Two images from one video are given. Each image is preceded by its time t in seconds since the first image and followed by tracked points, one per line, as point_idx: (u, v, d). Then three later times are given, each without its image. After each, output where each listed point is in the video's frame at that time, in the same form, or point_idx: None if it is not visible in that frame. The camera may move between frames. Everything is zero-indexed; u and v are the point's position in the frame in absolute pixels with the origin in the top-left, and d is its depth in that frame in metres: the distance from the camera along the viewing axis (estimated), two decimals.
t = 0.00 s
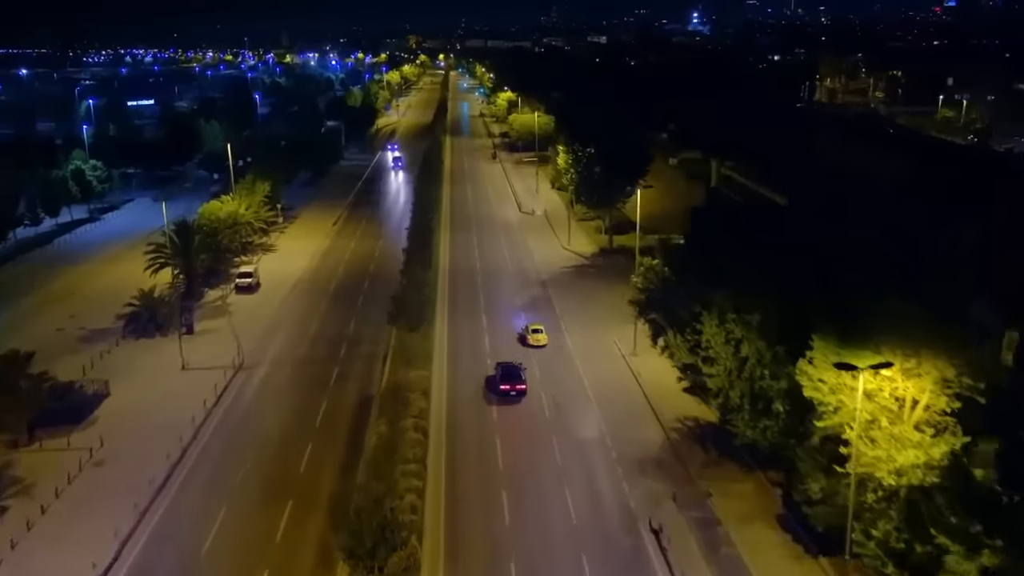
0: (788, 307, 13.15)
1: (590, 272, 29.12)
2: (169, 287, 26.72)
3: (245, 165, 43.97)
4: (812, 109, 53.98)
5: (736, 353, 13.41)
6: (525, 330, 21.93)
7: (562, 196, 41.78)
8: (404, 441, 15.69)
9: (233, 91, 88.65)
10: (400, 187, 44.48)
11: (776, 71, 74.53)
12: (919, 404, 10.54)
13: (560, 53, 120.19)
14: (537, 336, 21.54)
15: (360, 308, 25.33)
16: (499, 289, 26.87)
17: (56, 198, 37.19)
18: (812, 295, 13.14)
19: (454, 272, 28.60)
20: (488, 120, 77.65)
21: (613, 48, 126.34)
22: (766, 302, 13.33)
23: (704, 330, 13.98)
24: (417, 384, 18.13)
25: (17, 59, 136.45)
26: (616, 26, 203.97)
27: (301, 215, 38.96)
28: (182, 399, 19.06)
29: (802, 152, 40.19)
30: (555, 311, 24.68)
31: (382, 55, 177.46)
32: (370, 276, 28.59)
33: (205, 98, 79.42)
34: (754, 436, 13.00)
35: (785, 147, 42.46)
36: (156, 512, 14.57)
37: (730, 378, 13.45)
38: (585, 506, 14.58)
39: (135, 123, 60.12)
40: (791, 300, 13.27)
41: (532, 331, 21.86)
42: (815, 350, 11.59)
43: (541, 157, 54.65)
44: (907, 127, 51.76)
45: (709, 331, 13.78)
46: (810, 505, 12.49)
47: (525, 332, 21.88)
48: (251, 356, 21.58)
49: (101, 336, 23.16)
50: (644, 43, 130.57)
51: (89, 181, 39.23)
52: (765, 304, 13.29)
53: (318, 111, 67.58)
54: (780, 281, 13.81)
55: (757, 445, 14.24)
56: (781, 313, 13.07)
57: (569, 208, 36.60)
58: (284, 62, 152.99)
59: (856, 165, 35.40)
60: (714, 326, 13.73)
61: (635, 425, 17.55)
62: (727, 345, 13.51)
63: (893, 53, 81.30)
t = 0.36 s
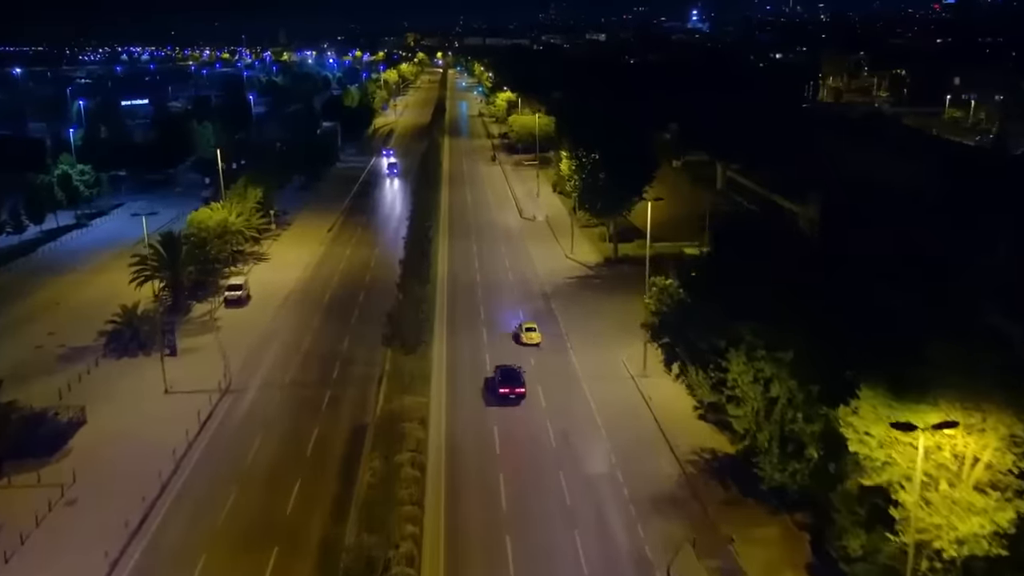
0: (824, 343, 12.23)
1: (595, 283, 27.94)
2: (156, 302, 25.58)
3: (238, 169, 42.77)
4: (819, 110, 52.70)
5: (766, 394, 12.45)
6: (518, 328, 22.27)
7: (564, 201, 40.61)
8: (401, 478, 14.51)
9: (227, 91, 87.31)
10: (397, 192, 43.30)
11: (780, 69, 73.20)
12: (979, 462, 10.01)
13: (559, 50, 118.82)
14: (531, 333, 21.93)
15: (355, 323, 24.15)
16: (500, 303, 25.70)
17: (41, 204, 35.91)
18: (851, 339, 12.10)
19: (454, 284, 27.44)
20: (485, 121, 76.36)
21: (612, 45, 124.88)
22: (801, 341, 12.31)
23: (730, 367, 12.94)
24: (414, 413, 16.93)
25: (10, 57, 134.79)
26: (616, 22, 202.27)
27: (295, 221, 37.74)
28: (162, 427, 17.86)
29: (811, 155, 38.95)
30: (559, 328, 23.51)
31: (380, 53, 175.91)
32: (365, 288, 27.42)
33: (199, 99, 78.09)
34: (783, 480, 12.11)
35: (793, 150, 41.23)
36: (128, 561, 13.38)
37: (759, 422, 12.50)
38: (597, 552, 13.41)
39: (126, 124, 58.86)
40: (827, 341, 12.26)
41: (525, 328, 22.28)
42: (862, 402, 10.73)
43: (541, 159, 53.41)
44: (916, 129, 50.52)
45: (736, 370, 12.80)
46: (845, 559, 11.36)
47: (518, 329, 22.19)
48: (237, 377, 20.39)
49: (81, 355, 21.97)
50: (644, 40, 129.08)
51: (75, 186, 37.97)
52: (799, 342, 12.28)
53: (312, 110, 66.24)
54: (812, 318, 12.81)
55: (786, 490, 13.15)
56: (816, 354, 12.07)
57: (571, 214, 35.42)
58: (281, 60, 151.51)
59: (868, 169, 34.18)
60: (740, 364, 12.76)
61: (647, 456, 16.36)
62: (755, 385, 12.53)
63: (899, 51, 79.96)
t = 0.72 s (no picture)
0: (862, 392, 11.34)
1: (599, 296, 26.69)
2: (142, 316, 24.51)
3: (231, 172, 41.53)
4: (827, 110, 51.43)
5: (802, 443, 11.31)
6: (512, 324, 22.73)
7: (567, 206, 39.36)
8: (395, 523, 13.39)
9: (221, 89, 85.89)
10: (393, 196, 42.06)
11: (784, 67, 71.87)
12: None
13: (558, 48, 117.41)
14: (526, 329, 22.35)
15: (349, 342, 22.99)
16: (501, 316, 24.52)
17: (26, 210, 34.78)
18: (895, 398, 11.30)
19: (453, 298, 26.25)
20: (485, 120, 75.08)
21: (613, 42, 123.39)
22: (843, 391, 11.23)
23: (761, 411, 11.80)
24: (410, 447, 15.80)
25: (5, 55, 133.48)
26: (616, 18, 200.59)
27: (289, 226, 36.52)
28: (141, 463, 16.75)
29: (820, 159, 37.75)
30: (564, 346, 22.28)
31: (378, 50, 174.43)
32: (361, 302, 26.26)
33: (192, 98, 76.71)
34: (819, 534, 11.18)
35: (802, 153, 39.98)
36: None
37: (793, 472, 11.39)
38: None
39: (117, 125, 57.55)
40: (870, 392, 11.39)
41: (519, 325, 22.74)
42: (924, 467, 9.67)
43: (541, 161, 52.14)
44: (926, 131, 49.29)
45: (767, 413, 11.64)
46: None
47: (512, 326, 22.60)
48: (223, 402, 19.29)
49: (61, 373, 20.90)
50: (644, 37, 127.68)
51: (61, 191, 36.84)
52: (842, 394, 11.20)
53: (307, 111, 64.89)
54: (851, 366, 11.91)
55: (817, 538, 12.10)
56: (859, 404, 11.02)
57: (574, 220, 34.17)
58: (278, 57, 150.09)
59: (883, 174, 32.95)
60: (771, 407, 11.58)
61: (661, 495, 15.21)
62: (788, 431, 11.42)
63: (905, 48, 78.57)
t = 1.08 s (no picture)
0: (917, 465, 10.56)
1: (605, 308, 25.46)
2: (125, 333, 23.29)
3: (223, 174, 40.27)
4: (834, 108, 50.14)
5: (846, 505, 10.32)
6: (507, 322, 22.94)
7: (569, 210, 38.10)
8: None
9: (215, 87, 84.44)
10: (390, 201, 40.79)
11: (788, 64, 70.53)
12: None
13: (557, 44, 115.95)
14: (520, 328, 22.51)
15: (342, 360, 21.78)
16: (502, 328, 23.35)
17: (8, 216, 33.52)
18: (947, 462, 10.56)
19: (452, 311, 25.04)
20: (483, 118, 73.71)
21: (613, 38, 121.83)
22: (892, 451, 10.57)
23: (800, 466, 10.78)
24: (406, 488, 14.57)
25: None
26: (615, 12, 198.94)
27: (282, 232, 35.24)
28: (115, 500, 15.53)
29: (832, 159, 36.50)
30: (569, 364, 21.08)
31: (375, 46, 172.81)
32: (355, 316, 25.05)
33: (185, 96, 75.26)
34: None
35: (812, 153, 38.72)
36: None
37: (834, 534, 10.38)
38: None
39: (108, 125, 56.20)
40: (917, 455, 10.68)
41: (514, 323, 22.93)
42: (997, 553, 8.83)
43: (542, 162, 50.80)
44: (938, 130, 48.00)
45: (807, 471, 10.63)
46: None
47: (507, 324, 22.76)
48: (206, 429, 18.08)
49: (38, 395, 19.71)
50: (644, 32, 126.23)
51: (46, 196, 35.56)
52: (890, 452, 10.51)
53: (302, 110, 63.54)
54: (899, 430, 11.13)
55: None
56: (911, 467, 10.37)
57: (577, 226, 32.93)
58: (274, 54, 148.44)
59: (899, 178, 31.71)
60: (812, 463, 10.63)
61: (678, 540, 14.01)
62: (829, 488, 10.44)
63: (911, 43, 77.19)
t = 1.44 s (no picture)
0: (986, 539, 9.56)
1: (611, 321, 24.19)
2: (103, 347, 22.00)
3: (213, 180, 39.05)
4: (843, 107, 48.91)
5: None
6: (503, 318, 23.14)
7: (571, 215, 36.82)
8: None
9: (209, 85, 83.10)
10: (386, 203, 39.49)
11: (793, 61, 69.23)
12: None
13: (558, 39, 114.70)
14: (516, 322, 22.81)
15: (335, 380, 20.62)
16: (504, 344, 22.21)
17: None
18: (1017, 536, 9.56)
19: (450, 324, 23.85)
20: (482, 116, 72.42)
21: (613, 34, 120.32)
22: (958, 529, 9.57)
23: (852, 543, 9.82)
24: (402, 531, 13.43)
25: None
26: (615, 5, 197.16)
27: (275, 238, 33.96)
28: (87, 543, 14.34)
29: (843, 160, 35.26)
30: (575, 384, 19.86)
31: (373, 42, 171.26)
32: (349, 330, 23.88)
33: (178, 94, 73.89)
34: None
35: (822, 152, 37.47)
36: None
37: None
38: None
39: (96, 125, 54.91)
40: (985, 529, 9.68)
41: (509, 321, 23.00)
42: None
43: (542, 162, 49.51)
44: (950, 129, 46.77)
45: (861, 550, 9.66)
46: None
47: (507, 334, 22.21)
48: (188, 458, 16.93)
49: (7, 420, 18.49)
50: (644, 28, 124.77)
51: (29, 201, 34.34)
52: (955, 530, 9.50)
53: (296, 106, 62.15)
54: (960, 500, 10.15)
55: None
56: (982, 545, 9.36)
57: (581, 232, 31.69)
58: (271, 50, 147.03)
59: (915, 185, 30.57)
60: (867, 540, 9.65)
61: None
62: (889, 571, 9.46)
63: (917, 39, 75.83)
